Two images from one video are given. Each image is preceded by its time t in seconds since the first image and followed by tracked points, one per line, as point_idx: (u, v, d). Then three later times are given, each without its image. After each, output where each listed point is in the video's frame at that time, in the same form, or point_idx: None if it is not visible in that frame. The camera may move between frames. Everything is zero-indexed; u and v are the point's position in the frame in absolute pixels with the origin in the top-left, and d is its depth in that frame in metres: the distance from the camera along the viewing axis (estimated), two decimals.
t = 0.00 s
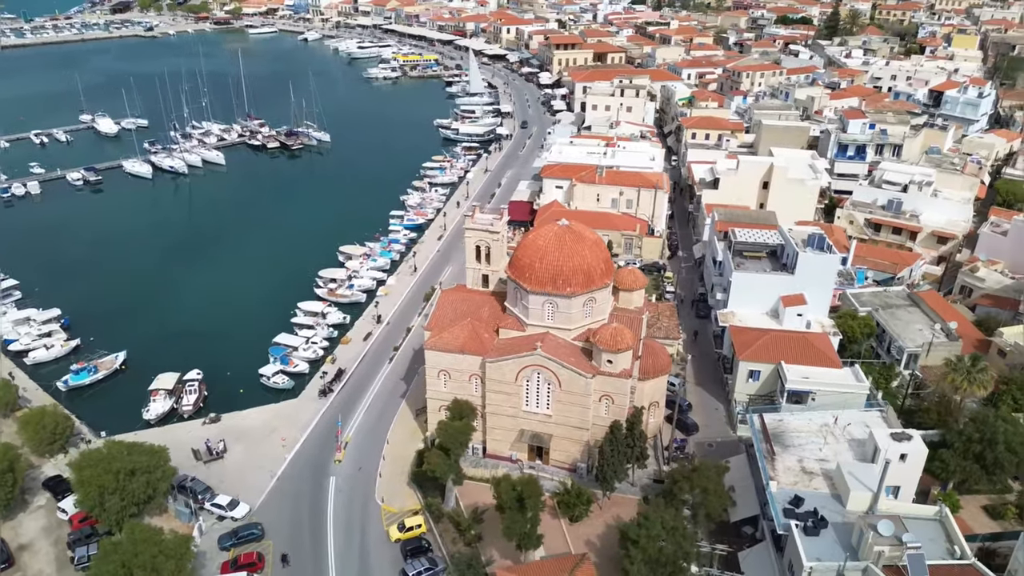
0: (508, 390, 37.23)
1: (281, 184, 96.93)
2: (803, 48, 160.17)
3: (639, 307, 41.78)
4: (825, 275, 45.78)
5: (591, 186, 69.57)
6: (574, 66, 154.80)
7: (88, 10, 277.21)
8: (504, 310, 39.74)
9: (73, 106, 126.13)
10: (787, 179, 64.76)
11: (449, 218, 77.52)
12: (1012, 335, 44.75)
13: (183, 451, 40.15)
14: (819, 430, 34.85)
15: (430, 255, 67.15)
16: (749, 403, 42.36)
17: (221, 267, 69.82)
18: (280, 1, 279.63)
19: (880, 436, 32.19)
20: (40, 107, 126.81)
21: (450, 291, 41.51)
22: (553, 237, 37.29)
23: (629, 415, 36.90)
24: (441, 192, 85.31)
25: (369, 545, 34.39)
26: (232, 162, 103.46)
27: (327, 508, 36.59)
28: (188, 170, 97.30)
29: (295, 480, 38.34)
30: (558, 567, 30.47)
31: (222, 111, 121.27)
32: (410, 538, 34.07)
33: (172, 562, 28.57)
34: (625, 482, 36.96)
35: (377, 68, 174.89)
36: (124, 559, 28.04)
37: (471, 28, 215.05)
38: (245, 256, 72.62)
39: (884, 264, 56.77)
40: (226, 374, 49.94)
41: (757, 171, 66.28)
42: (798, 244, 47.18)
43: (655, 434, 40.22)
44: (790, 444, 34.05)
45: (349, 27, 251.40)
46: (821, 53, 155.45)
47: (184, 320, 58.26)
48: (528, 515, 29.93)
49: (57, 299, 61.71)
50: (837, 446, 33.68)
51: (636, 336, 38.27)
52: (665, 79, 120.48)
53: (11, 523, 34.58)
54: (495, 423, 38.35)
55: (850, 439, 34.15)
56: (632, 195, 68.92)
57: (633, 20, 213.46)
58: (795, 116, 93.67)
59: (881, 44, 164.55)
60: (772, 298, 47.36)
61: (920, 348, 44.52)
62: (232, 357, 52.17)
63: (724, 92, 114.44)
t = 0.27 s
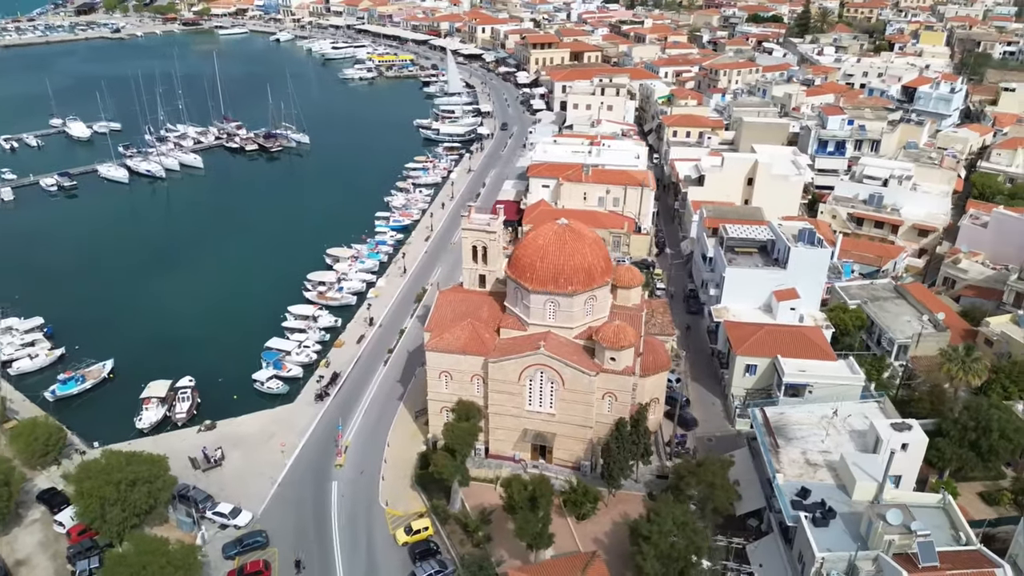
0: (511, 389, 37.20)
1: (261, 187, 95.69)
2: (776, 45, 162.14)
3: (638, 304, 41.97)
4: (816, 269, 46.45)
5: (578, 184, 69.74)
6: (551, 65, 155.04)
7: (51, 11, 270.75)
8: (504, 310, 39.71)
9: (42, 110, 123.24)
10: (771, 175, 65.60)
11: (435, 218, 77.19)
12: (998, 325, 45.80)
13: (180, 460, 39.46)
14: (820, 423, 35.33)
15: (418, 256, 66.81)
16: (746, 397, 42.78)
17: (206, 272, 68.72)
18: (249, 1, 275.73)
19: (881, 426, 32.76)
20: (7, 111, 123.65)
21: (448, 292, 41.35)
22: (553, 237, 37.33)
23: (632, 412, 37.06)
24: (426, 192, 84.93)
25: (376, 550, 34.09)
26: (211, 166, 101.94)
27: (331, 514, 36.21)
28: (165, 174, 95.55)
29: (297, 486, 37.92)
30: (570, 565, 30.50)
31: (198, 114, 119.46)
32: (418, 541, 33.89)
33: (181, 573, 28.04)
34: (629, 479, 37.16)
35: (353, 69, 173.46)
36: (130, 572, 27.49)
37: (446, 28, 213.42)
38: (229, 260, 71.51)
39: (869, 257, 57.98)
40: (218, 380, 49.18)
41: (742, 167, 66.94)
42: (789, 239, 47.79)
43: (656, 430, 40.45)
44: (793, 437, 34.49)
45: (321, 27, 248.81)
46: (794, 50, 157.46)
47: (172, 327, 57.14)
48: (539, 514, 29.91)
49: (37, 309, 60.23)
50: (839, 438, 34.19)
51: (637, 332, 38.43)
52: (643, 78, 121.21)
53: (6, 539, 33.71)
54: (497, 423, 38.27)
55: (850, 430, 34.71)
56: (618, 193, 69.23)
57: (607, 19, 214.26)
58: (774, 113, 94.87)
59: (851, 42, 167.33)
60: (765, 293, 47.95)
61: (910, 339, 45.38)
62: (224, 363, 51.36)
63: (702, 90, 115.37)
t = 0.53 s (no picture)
0: (514, 389, 37.16)
1: (243, 189, 94.56)
2: (753, 44, 163.85)
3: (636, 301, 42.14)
4: (809, 263, 47.04)
5: (567, 183, 69.84)
6: (531, 65, 155.09)
7: (16, 12, 264.79)
8: (505, 310, 39.67)
9: (14, 114, 120.55)
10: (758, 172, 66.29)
11: (423, 219, 76.87)
12: (986, 316, 46.77)
13: (179, 469, 38.83)
14: (821, 416, 35.76)
15: (408, 257, 66.50)
16: (744, 392, 43.14)
17: (191, 276, 67.72)
18: (221, 1, 272.05)
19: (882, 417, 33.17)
20: None
21: (447, 293, 41.22)
22: (554, 236, 37.36)
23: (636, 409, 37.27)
24: (412, 193, 84.55)
25: (383, 553, 33.85)
26: (192, 168, 100.57)
27: (336, 519, 35.90)
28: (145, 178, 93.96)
29: (299, 492, 37.51)
30: (582, 563, 30.51)
31: (176, 116, 117.80)
32: (425, 544, 33.68)
33: None
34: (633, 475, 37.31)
35: (330, 69, 172.02)
36: None
37: (423, 28, 211.85)
38: (216, 264, 70.55)
39: (856, 252, 58.84)
40: (212, 386, 48.52)
41: (729, 165, 67.41)
42: (781, 234, 48.33)
43: (657, 427, 40.65)
44: (796, 430, 34.89)
45: (296, 27, 246.24)
46: (770, 48, 159.11)
47: (162, 332, 56.24)
48: (551, 513, 29.85)
49: (20, 317, 58.89)
50: (841, 430, 34.63)
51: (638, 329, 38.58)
52: (624, 76, 121.76)
53: (3, 553, 32.95)
54: (501, 423, 38.17)
55: (851, 423, 35.17)
56: (607, 192, 69.47)
57: (584, 18, 214.79)
58: (755, 111, 95.84)
59: (825, 40, 169.56)
60: (758, 289, 48.46)
61: (902, 332, 46.14)
62: (217, 369, 50.63)
63: (683, 88, 116.10)
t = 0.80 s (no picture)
0: (517, 389, 37.11)
1: (223, 193, 93.27)
2: (727, 42, 165.63)
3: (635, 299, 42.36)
4: (801, 259, 47.72)
5: (554, 183, 69.96)
6: (508, 64, 155.03)
7: None
8: (505, 311, 39.63)
9: None
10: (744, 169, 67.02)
11: (409, 221, 76.49)
12: (973, 308, 47.87)
13: (177, 478, 38.15)
14: (822, 409, 36.26)
15: (397, 259, 66.11)
16: (741, 387, 43.56)
17: (176, 281, 66.60)
18: (190, 2, 267.70)
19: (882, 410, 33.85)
20: None
21: (446, 295, 41.11)
22: (555, 236, 37.39)
23: (639, 406, 37.46)
24: (397, 194, 84.09)
25: (391, 558, 33.58)
26: (169, 172, 98.84)
27: (342, 524, 35.57)
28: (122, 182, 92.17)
29: (302, 499, 37.09)
30: (594, 561, 30.58)
31: (151, 119, 115.90)
32: (434, 547, 33.50)
33: None
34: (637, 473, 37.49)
35: (306, 71, 170.30)
36: None
37: (398, 28, 211.07)
38: (201, 268, 69.46)
39: (843, 247, 59.82)
40: (205, 393, 47.78)
41: (715, 162, 68.03)
42: (772, 231, 48.95)
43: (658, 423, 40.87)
44: (798, 424, 35.32)
45: (268, 28, 243.19)
46: (745, 46, 160.83)
47: (150, 339, 55.22)
48: (563, 513, 29.87)
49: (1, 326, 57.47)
50: (842, 423, 35.15)
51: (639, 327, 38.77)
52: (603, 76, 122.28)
53: None
54: (504, 424, 38.09)
55: (851, 416, 35.73)
56: (594, 191, 69.73)
57: (559, 18, 215.24)
58: (734, 109, 96.92)
59: (797, 38, 172.04)
60: (751, 285, 49.01)
61: (892, 325, 46.98)
62: (210, 375, 49.85)
63: (662, 86, 116.94)
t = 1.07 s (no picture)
0: (521, 390, 37.15)
1: (203, 196, 91.82)
2: (702, 41, 167.15)
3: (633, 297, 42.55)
4: (792, 255, 48.34)
5: (542, 183, 70.11)
6: (486, 65, 154.81)
7: None
8: (505, 312, 39.60)
9: None
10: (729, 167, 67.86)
11: (396, 222, 76.06)
12: (960, 300, 48.77)
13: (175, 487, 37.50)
14: (823, 403, 36.77)
15: (386, 262, 65.68)
16: (738, 383, 43.97)
17: (160, 287, 65.35)
18: (159, 3, 263.15)
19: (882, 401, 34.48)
20: None
21: (444, 296, 40.97)
22: (556, 235, 37.40)
23: (642, 404, 37.66)
24: (381, 196, 83.58)
25: (400, 562, 33.36)
26: (146, 176, 97.05)
27: (348, 530, 35.23)
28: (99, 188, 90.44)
29: (306, 505, 36.70)
30: (606, 560, 30.71)
31: (126, 123, 113.92)
32: (443, 550, 33.36)
33: None
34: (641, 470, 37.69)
35: (281, 72, 168.38)
36: None
37: (372, 29, 209.64)
38: (186, 273, 68.28)
39: (829, 242, 60.77)
40: (198, 400, 46.97)
41: (701, 160, 68.74)
42: (764, 227, 49.52)
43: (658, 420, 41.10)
44: (800, 418, 35.79)
45: (239, 29, 239.84)
46: (720, 45, 162.28)
47: (139, 346, 54.16)
48: (576, 513, 30.06)
49: None
50: (842, 416, 35.71)
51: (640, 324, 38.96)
52: (583, 75, 122.64)
53: None
54: (507, 424, 38.05)
55: (851, 409, 36.27)
56: (582, 190, 69.97)
57: (534, 18, 215.26)
58: (715, 107, 97.85)
59: (770, 37, 174.25)
60: (744, 281, 49.54)
61: (882, 318, 47.82)
62: (202, 381, 49.02)
63: (641, 85, 117.62)
